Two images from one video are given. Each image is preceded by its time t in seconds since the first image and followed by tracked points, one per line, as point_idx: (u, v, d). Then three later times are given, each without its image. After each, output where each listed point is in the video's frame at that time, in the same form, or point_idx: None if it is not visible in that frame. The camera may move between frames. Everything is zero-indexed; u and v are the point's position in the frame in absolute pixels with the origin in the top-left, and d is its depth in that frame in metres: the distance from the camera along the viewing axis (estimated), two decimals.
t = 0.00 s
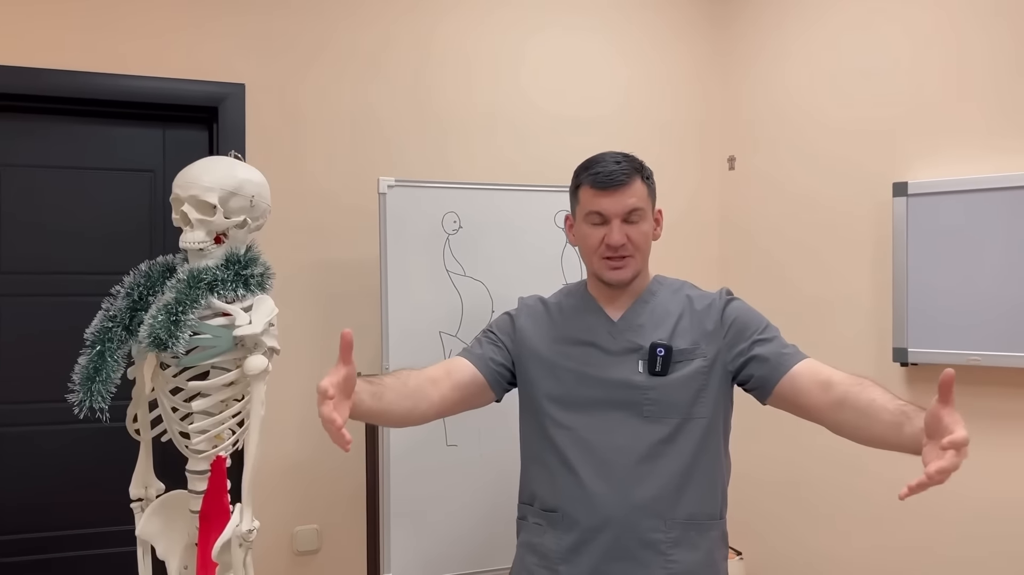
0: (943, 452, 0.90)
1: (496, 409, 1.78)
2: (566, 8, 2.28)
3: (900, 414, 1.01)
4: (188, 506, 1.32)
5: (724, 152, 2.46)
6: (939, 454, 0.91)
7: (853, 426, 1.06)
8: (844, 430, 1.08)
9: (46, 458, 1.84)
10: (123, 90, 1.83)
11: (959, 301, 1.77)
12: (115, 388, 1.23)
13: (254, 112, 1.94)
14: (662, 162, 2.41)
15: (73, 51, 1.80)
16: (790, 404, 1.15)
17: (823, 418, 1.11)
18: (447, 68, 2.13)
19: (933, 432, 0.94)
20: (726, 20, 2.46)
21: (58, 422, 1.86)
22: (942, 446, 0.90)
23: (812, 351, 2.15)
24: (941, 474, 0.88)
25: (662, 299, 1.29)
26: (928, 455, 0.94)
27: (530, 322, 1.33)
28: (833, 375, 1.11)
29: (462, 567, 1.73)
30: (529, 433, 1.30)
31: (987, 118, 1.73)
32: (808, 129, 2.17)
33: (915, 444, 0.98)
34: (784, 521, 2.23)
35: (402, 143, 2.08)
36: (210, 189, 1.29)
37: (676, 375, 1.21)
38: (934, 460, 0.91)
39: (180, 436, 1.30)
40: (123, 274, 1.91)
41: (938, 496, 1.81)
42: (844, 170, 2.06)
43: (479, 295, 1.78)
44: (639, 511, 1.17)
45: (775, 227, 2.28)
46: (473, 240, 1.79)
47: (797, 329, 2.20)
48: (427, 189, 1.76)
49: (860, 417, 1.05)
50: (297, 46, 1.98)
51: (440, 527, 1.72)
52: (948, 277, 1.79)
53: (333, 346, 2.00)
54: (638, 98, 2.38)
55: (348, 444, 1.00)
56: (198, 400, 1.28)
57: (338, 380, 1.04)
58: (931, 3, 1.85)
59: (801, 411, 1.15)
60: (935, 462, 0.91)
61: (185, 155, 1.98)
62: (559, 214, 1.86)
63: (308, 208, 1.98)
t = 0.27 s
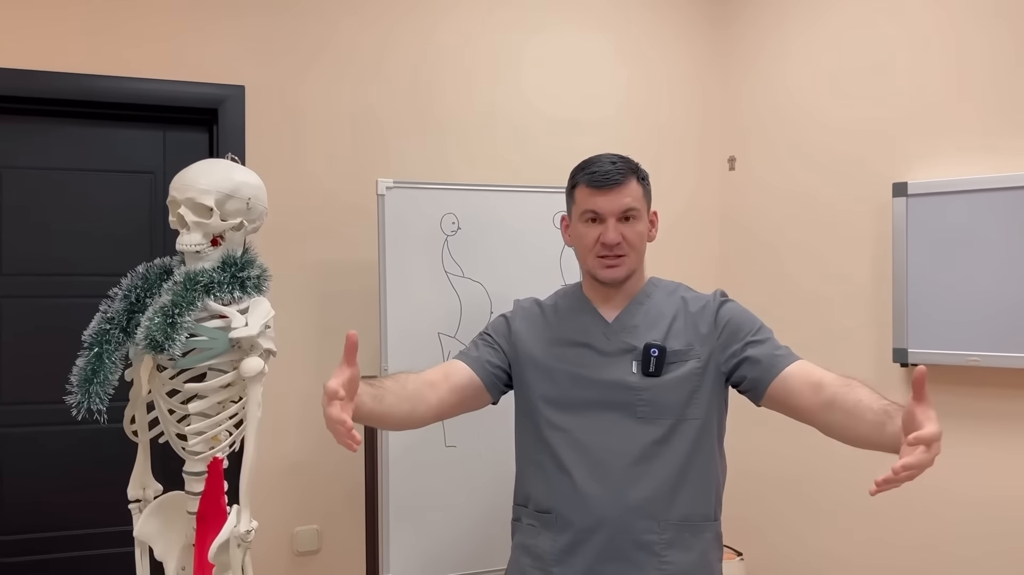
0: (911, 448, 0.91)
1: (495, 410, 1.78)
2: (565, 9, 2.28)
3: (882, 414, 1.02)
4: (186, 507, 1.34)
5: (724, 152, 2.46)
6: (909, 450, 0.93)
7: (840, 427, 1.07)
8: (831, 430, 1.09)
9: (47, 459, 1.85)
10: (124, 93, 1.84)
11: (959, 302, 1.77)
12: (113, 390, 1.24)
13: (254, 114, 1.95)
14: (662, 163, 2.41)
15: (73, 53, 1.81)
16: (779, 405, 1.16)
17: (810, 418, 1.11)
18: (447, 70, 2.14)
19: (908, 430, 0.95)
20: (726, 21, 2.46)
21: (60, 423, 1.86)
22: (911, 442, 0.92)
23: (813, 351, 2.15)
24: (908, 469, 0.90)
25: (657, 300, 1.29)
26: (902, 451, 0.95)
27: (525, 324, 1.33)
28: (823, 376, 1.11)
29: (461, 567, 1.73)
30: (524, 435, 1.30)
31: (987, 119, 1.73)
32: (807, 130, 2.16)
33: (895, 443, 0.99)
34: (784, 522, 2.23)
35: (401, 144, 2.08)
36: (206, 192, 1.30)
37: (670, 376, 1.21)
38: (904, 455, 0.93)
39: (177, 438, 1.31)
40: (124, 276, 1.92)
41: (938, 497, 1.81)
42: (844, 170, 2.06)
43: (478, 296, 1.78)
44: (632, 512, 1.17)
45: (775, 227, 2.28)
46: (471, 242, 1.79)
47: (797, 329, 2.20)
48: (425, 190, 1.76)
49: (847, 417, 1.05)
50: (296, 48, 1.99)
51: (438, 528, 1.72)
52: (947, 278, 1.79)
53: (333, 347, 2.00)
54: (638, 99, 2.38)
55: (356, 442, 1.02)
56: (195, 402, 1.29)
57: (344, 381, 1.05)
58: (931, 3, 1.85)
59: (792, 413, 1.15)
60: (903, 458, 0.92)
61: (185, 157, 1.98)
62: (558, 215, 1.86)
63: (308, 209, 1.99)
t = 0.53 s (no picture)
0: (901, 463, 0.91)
1: (496, 410, 1.78)
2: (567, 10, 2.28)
3: (877, 423, 1.01)
4: (187, 507, 1.34)
5: (726, 152, 2.45)
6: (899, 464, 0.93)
7: (835, 433, 1.07)
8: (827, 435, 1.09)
9: (51, 460, 1.86)
10: (126, 94, 1.84)
11: (963, 302, 1.76)
12: (115, 391, 1.24)
13: (256, 115, 1.95)
14: (664, 163, 2.40)
15: (76, 55, 1.82)
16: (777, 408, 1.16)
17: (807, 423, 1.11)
18: (449, 70, 2.14)
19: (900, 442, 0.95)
20: (729, 21, 2.45)
21: (63, 424, 1.87)
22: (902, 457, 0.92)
23: (816, 352, 2.15)
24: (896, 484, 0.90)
25: (658, 300, 1.29)
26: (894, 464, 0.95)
27: (525, 325, 1.33)
28: (822, 381, 1.10)
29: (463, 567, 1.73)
30: (524, 435, 1.30)
31: (990, 118, 1.72)
32: (809, 130, 2.16)
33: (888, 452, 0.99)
34: (787, 522, 2.22)
35: (403, 144, 2.09)
36: (206, 193, 1.30)
37: (670, 377, 1.21)
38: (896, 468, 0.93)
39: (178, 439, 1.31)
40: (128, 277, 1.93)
41: (941, 496, 1.81)
42: (846, 170, 2.05)
43: (479, 297, 1.78)
44: (632, 513, 1.17)
45: (778, 227, 2.27)
46: (473, 242, 1.79)
47: (801, 330, 2.19)
48: (426, 191, 1.76)
49: (843, 424, 1.05)
50: (297, 49, 1.99)
51: (440, 528, 1.72)
52: (950, 277, 1.78)
53: (336, 347, 2.01)
54: (640, 99, 2.37)
55: (350, 450, 1.03)
56: (196, 402, 1.30)
57: (339, 389, 1.05)
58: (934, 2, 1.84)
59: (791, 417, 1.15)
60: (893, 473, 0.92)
61: (188, 158, 1.99)
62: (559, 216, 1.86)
63: (310, 210, 1.99)
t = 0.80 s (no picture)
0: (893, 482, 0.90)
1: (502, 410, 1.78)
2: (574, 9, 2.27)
3: (878, 435, 1.00)
4: (194, 507, 1.34)
5: (734, 151, 2.45)
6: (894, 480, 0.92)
7: (839, 442, 1.06)
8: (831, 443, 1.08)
9: (61, 459, 1.87)
10: (133, 95, 1.85)
11: (971, 301, 1.75)
12: (122, 390, 1.25)
13: (263, 115, 1.96)
14: (671, 162, 2.40)
15: (84, 56, 1.83)
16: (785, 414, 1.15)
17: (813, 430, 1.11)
18: (456, 70, 2.14)
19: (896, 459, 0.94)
20: (736, 19, 2.44)
21: (72, 423, 1.88)
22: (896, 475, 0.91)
23: (824, 351, 2.13)
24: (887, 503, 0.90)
25: (666, 301, 1.28)
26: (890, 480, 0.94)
27: (533, 325, 1.33)
28: (827, 389, 1.09)
29: (469, 567, 1.73)
30: (532, 436, 1.30)
31: (999, 116, 1.70)
32: (818, 128, 2.15)
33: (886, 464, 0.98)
34: (796, 522, 2.21)
35: (410, 144, 2.09)
36: (213, 193, 1.31)
37: (677, 379, 1.21)
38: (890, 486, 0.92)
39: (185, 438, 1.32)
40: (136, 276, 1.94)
41: (950, 496, 1.79)
42: (855, 169, 2.04)
43: (486, 297, 1.78)
44: (639, 515, 1.17)
45: (786, 226, 2.26)
46: (479, 242, 1.79)
47: (809, 329, 2.18)
48: (433, 191, 1.76)
49: (845, 433, 1.05)
50: (304, 49, 1.99)
51: (446, 527, 1.72)
52: (959, 276, 1.77)
53: (343, 347, 2.01)
54: (647, 98, 2.37)
55: (357, 465, 1.02)
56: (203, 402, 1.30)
57: (345, 404, 1.06)
58: None
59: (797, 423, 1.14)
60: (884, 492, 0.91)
61: (195, 158, 1.99)
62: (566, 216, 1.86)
63: (317, 210, 1.99)
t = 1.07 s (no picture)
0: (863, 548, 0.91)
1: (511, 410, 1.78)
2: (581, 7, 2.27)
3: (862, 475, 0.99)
4: (204, 505, 1.34)
5: (743, 150, 2.43)
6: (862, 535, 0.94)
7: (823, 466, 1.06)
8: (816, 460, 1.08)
9: (72, 457, 1.88)
10: (143, 95, 1.86)
11: (982, 300, 1.73)
12: (133, 390, 1.26)
13: (271, 115, 1.96)
14: (680, 160, 2.39)
15: (94, 57, 1.84)
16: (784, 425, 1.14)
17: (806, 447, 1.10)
18: (463, 68, 2.13)
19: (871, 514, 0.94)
20: (745, 17, 2.43)
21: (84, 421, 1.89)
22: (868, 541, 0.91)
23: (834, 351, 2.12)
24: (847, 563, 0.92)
25: (678, 302, 1.27)
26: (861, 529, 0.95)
27: (543, 327, 1.33)
28: (827, 417, 1.08)
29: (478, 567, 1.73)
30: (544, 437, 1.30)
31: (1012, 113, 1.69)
32: (828, 126, 2.13)
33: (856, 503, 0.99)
34: (806, 522, 2.20)
35: (418, 143, 2.09)
36: (222, 193, 1.31)
37: (688, 382, 1.20)
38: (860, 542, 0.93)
39: (195, 438, 1.32)
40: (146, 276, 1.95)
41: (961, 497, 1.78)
42: (865, 167, 2.03)
43: (495, 296, 1.78)
44: (650, 518, 1.16)
45: (795, 225, 2.25)
46: (488, 241, 1.79)
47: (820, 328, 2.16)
48: (441, 191, 1.76)
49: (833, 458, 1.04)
50: (313, 49, 2.00)
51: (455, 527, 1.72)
52: (970, 275, 1.75)
53: (351, 346, 2.01)
54: (655, 96, 2.36)
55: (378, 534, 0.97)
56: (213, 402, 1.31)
57: (361, 476, 1.03)
58: None
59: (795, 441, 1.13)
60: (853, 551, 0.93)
61: (205, 158, 2.00)
62: (574, 214, 1.85)
63: (325, 209, 2.00)
